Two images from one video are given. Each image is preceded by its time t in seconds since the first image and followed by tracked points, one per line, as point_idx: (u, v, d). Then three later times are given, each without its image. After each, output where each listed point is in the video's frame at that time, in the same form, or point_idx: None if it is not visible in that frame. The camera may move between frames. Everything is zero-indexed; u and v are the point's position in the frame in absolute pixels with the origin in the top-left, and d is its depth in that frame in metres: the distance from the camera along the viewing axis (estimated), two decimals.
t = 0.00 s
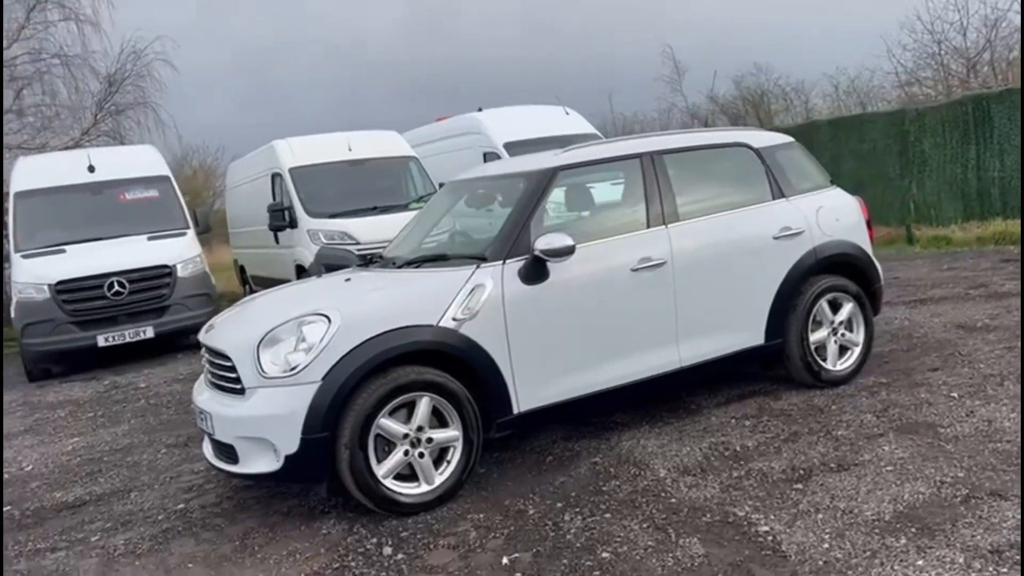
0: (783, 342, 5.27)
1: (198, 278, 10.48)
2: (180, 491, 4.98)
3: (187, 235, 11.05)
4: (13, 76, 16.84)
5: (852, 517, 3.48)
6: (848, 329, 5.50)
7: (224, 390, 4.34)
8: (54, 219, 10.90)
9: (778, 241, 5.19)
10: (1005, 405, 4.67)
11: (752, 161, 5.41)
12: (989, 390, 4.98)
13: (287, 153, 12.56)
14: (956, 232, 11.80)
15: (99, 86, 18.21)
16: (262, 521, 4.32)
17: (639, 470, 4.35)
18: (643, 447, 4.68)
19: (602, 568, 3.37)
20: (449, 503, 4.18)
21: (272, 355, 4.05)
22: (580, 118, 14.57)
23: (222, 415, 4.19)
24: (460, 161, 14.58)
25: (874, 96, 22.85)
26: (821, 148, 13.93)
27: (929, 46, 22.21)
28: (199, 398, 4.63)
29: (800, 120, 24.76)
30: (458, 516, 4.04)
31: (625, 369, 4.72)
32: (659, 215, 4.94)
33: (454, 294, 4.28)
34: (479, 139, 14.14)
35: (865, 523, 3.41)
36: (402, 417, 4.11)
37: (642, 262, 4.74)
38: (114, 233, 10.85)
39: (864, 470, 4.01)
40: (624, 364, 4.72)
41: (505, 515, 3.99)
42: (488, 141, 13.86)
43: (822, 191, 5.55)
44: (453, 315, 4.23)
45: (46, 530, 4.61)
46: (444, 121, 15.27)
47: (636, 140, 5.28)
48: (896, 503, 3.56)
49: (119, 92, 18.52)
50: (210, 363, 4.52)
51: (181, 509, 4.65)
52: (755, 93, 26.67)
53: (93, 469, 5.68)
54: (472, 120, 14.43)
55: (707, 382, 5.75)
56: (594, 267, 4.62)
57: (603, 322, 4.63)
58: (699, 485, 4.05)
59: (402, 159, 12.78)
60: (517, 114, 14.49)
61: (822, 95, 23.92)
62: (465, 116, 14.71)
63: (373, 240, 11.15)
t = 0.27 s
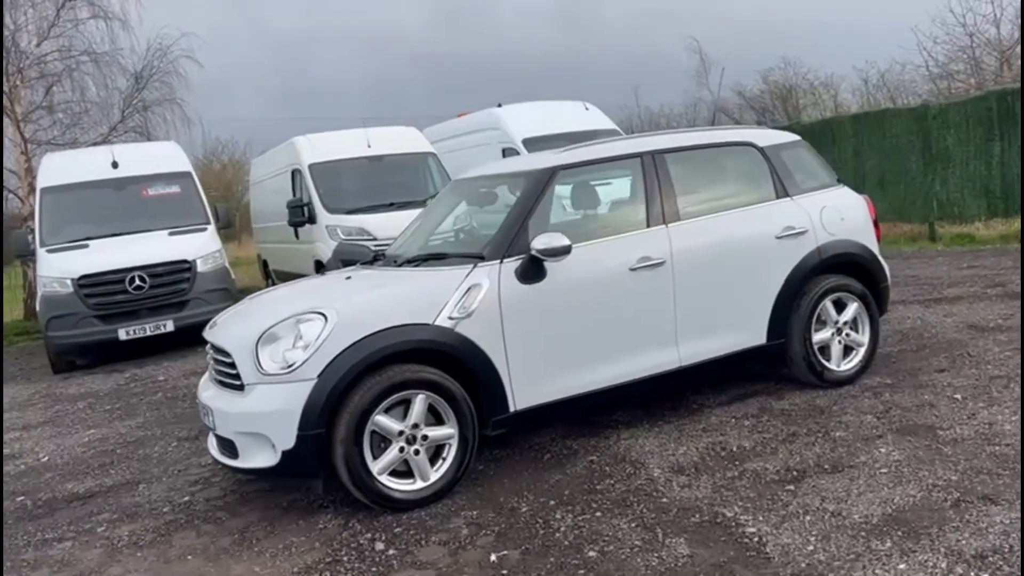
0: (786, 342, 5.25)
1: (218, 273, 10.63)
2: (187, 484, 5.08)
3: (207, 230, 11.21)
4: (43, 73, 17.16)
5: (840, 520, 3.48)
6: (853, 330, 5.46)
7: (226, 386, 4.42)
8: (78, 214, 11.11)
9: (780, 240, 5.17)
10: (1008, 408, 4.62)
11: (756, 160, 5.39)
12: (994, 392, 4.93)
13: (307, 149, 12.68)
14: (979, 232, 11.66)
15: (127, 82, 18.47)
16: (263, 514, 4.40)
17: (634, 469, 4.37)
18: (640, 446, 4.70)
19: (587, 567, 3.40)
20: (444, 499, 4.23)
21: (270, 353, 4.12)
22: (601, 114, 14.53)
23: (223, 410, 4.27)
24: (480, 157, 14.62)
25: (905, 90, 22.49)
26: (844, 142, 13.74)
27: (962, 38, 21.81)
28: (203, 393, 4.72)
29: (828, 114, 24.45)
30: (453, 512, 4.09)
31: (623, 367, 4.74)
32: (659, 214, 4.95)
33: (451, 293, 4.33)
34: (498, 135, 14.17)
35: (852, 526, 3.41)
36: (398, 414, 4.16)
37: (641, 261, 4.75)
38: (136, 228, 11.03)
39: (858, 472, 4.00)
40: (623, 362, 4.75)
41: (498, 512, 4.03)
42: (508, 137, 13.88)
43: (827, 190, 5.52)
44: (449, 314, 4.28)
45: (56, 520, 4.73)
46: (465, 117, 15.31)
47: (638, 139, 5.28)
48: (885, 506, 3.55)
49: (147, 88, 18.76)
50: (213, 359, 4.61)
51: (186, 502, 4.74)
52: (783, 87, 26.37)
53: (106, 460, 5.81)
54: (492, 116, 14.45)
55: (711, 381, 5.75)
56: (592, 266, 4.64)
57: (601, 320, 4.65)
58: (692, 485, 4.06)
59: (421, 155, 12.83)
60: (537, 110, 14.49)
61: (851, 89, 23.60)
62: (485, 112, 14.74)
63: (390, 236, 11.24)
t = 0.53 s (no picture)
0: (785, 340, 5.24)
1: (235, 267, 10.78)
2: (191, 475, 5.19)
3: (225, 224, 11.36)
4: (70, 70, 17.45)
5: (823, 518, 3.48)
6: (854, 327, 5.44)
7: (225, 379, 4.51)
8: (100, 209, 11.31)
9: (780, 237, 5.16)
10: (1007, 408, 4.58)
11: (756, 157, 5.38)
12: (995, 392, 4.88)
13: (325, 145, 12.79)
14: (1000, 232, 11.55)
15: (153, 78, 18.72)
16: (260, 505, 4.49)
17: (625, 465, 4.40)
18: (634, 443, 4.72)
19: (569, 562, 3.44)
20: (436, 493, 4.28)
21: (265, 347, 4.19)
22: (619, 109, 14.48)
23: (221, 403, 4.35)
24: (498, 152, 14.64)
25: (935, 83, 22.12)
26: (865, 137, 13.59)
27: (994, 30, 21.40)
28: (204, 386, 4.81)
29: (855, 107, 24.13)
30: (443, 506, 4.14)
31: (619, 364, 4.76)
32: (657, 211, 4.95)
33: (444, 289, 4.38)
34: (516, 130, 14.18)
35: (834, 524, 3.41)
36: (390, 408, 4.22)
37: (637, 258, 4.77)
38: (156, 223, 11.22)
39: (847, 471, 3.99)
40: (618, 358, 4.77)
41: (487, 507, 4.08)
42: (525, 133, 13.89)
43: (829, 187, 5.49)
44: (442, 309, 4.32)
45: (62, 508, 4.85)
46: (484, 111, 15.33)
47: (637, 135, 5.29)
48: (870, 505, 3.54)
49: (172, 84, 18.98)
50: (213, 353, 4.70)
51: (188, 492, 4.84)
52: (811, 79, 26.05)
53: (116, 451, 5.93)
54: (510, 111, 14.46)
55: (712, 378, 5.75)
56: (587, 263, 4.66)
57: (596, 317, 4.68)
58: (681, 482, 4.08)
59: (438, 150, 12.87)
60: (555, 105, 14.47)
61: (879, 82, 23.27)
62: (503, 107, 14.75)
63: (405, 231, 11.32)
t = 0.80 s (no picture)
0: (784, 339, 5.23)
1: (251, 262, 10.91)
2: (194, 467, 5.28)
3: (242, 219, 11.50)
4: (95, 66, 17.70)
5: (807, 518, 3.48)
6: (855, 327, 5.40)
7: (223, 375, 4.58)
8: (119, 204, 11.49)
9: (779, 236, 5.14)
10: (1005, 409, 4.53)
11: (756, 155, 5.36)
12: (996, 392, 4.82)
13: (341, 141, 12.87)
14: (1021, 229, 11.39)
15: (176, 74, 18.94)
16: (257, 498, 4.56)
17: (617, 463, 4.42)
18: (629, 441, 4.74)
19: (552, 558, 3.47)
20: (429, 489, 4.33)
21: (260, 343, 4.26)
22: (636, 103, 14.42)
23: (218, 398, 4.43)
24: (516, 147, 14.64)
25: (965, 76, 21.70)
26: (885, 132, 13.46)
27: None
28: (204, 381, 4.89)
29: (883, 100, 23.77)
30: (435, 502, 4.18)
31: (614, 362, 4.78)
32: (654, 209, 4.96)
33: (437, 287, 4.42)
34: (532, 126, 14.18)
35: (817, 525, 3.40)
36: (383, 405, 4.27)
37: (632, 256, 4.78)
38: (174, 218, 11.38)
39: (836, 471, 3.97)
40: (613, 356, 4.78)
41: (477, 503, 4.11)
42: (541, 128, 13.89)
43: (830, 185, 5.46)
44: (435, 307, 4.37)
45: (68, 499, 4.96)
46: (501, 107, 15.34)
47: (636, 133, 5.29)
48: (854, 505, 3.53)
49: (195, 79, 19.19)
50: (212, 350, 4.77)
51: (189, 485, 4.93)
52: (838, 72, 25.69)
53: (124, 443, 6.05)
54: (526, 106, 14.47)
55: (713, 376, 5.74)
56: (582, 261, 4.68)
57: (590, 315, 4.69)
58: (670, 481, 4.09)
59: (454, 146, 12.90)
60: (573, 101, 14.45)
61: (907, 76, 22.90)
62: (520, 102, 14.75)
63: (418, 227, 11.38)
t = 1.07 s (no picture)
0: (780, 339, 5.19)
1: (263, 258, 11.00)
2: (192, 462, 5.35)
3: (255, 215, 11.59)
4: (116, 63, 17.93)
5: (787, 522, 3.46)
6: (854, 327, 5.35)
7: (215, 373, 4.63)
8: (135, 200, 11.64)
9: (775, 236, 5.10)
10: (1001, 413, 4.47)
11: (753, 154, 5.33)
12: (993, 395, 4.76)
13: (354, 138, 12.93)
14: None
15: (196, 70, 19.12)
16: (249, 495, 4.61)
17: (605, 463, 4.42)
18: (620, 441, 4.74)
19: (529, 558, 3.48)
20: (417, 487, 4.35)
21: (250, 342, 4.30)
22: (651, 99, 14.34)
23: (211, 396, 4.48)
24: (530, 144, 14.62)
25: (993, 70, 21.27)
26: (902, 128, 13.29)
27: None
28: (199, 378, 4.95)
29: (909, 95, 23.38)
30: (421, 501, 4.20)
31: (605, 361, 4.78)
32: (647, 209, 4.94)
33: (426, 286, 4.44)
34: (546, 121, 14.15)
35: (796, 529, 3.38)
36: (371, 403, 4.29)
37: (624, 255, 4.77)
38: (188, 214, 11.51)
39: (822, 473, 3.94)
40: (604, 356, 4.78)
41: (462, 502, 4.13)
42: (555, 124, 13.86)
43: (829, 183, 5.41)
44: (423, 307, 4.39)
45: (68, 493, 5.05)
46: (516, 103, 15.32)
47: (631, 132, 5.28)
48: (835, 510, 3.51)
49: (214, 76, 19.36)
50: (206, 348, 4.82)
51: (185, 480, 5.00)
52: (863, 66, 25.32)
53: (128, 437, 6.14)
54: (541, 102, 14.44)
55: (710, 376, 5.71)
56: (572, 260, 4.68)
57: (581, 314, 4.69)
58: (656, 482, 4.08)
59: (467, 142, 12.91)
60: (587, 96, 14.39)
61: (934, 70, 22.49)
62: (535, 98, 14.71)
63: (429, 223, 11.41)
